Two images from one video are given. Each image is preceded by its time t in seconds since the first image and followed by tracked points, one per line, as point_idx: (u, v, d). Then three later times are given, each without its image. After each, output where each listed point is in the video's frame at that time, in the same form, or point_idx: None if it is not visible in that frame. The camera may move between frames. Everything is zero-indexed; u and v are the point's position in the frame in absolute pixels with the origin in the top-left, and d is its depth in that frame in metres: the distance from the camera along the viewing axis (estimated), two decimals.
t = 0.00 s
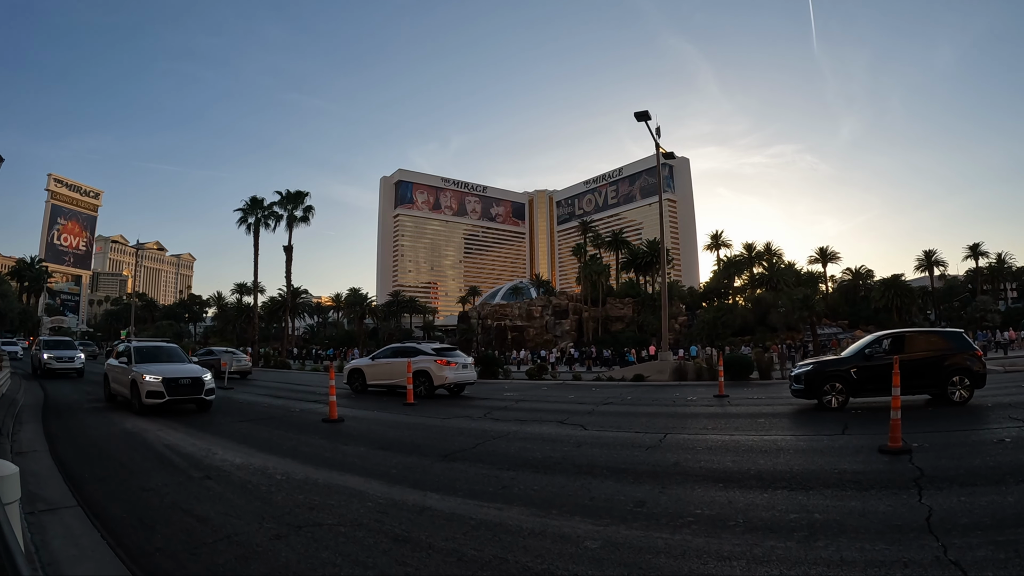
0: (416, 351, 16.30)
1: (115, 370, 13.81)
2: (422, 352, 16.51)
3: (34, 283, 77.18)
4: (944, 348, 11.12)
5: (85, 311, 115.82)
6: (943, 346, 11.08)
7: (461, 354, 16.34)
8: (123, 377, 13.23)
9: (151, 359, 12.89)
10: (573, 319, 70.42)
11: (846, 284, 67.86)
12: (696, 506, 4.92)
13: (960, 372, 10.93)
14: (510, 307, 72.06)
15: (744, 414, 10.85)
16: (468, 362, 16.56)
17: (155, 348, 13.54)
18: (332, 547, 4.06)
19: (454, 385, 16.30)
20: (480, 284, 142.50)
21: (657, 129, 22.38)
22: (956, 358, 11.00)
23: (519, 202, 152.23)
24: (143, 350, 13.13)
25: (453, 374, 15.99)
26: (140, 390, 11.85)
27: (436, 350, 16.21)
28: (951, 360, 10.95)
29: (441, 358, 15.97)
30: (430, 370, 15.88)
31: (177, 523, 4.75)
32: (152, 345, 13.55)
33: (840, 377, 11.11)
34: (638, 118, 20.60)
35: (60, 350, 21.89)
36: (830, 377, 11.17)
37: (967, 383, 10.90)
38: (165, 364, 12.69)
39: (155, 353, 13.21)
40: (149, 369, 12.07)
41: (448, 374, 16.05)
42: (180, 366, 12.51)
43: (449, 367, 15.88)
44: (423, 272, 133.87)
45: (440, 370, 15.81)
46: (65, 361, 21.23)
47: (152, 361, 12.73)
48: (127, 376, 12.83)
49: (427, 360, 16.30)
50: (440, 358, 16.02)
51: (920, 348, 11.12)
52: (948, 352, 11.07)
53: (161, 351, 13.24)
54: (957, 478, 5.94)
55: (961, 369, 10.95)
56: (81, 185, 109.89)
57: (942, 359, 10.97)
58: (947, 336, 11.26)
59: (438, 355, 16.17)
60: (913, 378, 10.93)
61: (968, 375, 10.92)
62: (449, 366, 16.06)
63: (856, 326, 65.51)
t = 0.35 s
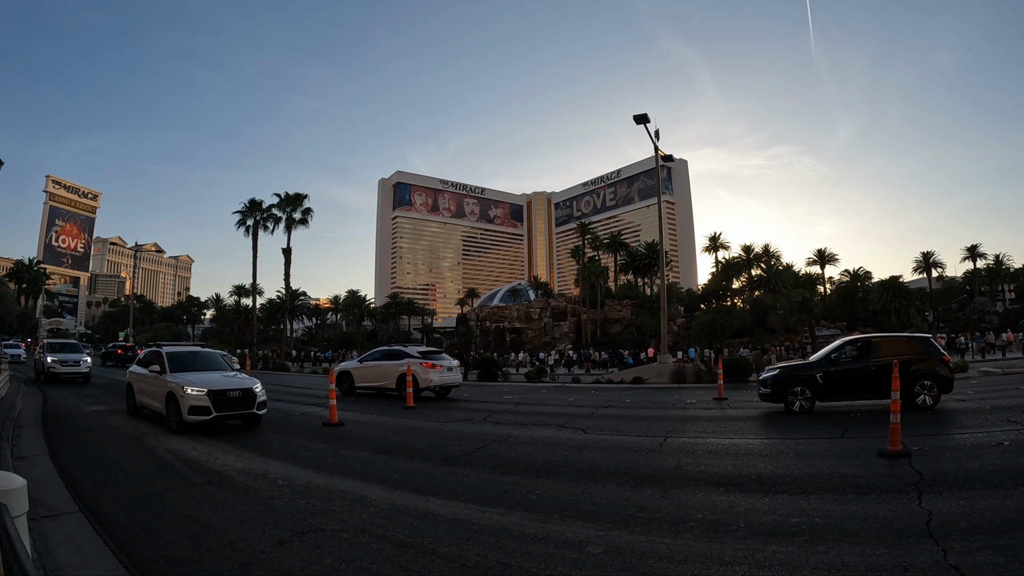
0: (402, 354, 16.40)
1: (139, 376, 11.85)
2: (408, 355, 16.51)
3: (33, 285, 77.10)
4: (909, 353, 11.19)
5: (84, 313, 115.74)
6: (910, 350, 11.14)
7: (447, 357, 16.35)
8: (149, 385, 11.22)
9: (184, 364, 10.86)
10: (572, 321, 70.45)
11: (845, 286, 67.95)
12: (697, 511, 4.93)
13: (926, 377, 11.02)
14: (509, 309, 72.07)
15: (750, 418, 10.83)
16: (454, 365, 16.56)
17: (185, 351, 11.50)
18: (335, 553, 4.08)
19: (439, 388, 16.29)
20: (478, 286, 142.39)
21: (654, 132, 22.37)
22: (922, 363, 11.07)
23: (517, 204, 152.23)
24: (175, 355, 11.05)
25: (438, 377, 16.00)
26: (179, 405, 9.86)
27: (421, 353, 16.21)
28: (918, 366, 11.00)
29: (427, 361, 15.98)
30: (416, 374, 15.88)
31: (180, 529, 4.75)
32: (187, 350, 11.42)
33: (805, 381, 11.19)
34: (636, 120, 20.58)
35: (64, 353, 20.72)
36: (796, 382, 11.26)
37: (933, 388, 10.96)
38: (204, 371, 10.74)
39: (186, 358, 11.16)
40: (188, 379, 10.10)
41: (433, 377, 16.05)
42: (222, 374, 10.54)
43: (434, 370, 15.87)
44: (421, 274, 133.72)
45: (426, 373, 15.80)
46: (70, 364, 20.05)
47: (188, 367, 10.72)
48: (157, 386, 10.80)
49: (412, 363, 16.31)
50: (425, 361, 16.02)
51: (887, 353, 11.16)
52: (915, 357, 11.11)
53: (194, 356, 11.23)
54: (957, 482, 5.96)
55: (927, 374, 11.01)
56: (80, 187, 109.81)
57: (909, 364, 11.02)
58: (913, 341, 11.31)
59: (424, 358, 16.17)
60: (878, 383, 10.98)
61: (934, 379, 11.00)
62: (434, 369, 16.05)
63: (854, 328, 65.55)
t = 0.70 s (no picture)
0: (387, 355, 16.46)
1: (177, 387, 9.57)
2: (392, 356, 16.57)
3: (30, 286, 76.80)
4: (875, 358, 11.22)
5: (81, 314, 115.32)
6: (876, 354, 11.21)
7: (431, 358, 16.45)
8: (194, 398, 8.96)
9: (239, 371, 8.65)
10: (569, 323, 70.48)
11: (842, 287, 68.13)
12: (695, 514, 4.91)
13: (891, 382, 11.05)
14: (506, 310, 72.08)
15: (766, 419, 10.82)
16: (436, 366, 16.66)
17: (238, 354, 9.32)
18: (331, 557, 4.05)
19: (422, 388, 16.38)
20: (475, 287, 142.33)
21: (652, 134, 22.40)
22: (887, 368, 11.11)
23: (514, 205, 152.31)
24: (228, 360, 8.88)
25: (420, 378, 16.09)
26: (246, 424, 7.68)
27: (405, 354, 16.27)
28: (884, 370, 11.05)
29: (410, 362, 16.04)
30: (399, 375, 15.95)
31: (175, 532, 4.71)
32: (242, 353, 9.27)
33: (772, 384, 11.34)
34: (633, 122, 20.60)
35: (68, 356, 19.36)
36: (761, 386, 11.43)
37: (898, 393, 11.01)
38: (267, 381, 8.57)
39: (241, 363, 8.98)
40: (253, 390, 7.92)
41: (416, 378, 16.12)
42: (291, 385, 8.36)
43: (417, 371, 15.96)
44: (418, 275, 133.51)
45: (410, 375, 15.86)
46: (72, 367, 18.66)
47: (249, 375, 8.54)
48: (207, 399, 8.55)
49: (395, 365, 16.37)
50: (409, 362, 16.09)
51: (853, 358, 11.23)
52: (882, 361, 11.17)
53: (250, 360, 9.07)
54: (955, 485, 5.94)
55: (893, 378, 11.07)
56: (78, 187, 109.58)
57: (875, 368, 11.07)
58: (879, 346, 11.35)
59: (408, 360, 16.23)
60: (843, 386, 11.07)
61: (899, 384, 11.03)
62: (417, 370, 16.13)
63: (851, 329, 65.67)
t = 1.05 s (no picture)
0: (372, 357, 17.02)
1: (248, 401, 7.41)
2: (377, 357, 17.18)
3: (28, 285, 76.58)
4: (841, 362, 11.19)
5: (78, 314, 114.98)
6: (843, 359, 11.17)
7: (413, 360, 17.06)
8: (280, 416, 6.82)
9: (346, 383, 6.66)
10: (567, 324, 70.62)
11: (840, 289, 68.44)
12: (692, 516, 4.92)
13: (857, 386, 10.98)
14: (503, 312, 72.15)
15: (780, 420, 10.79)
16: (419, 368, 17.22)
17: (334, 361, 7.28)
18: (329, 557, 4.06)
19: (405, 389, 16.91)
20: (473, 288, 142.34)
21: (651, 136, 22.46)
22: (853, 372, 11.08)
23: (513, 206, 152.37)
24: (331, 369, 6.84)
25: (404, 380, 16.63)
26: (380, 452, 5.64)
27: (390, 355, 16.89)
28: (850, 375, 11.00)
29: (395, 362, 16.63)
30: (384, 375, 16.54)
31: (173, 532, 4.72)
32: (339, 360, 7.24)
33: (736, 387, 11.56)
34: (632, 124, 20.65)
35: (74, 357, 17.81)
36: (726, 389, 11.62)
37: (864, 397, 10.94)
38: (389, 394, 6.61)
39: (344, 372, 6.92)
40: (383, 406, 5.90)
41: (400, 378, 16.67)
42: (425, 398, 6.45)
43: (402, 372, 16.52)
44: (416, 275, 133.44)
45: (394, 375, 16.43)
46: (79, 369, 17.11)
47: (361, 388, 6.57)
48: (307, 420, 6.43)
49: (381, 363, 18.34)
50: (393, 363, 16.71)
51: (819, 363, 11.25)
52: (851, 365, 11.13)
53: (355, 369, 7.07)
54: (950, 486, 5.97)
55: (858, 382, 11.00)
56: (76, 187, 109.32)
57: (841, 372, 11.06)
58: (847, 351, 11.30)
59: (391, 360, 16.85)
60: (805, 389, 11.12)
61: (865, 388, 10.96)
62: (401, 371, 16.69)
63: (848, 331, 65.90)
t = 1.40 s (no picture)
0: (356, 356, 18.11)
1: (390, 422, 5.67)
2: (360, 357, 18.31)
3: (24, 285, 76.32)
4: (809, 365, 11.27)
5: (75, 315, 114.65)
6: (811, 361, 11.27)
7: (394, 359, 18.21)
8: (456, 440, 5.24)
9: (546, 390, 5.30)
10: (564, 325, 70.53)
11: (837, 290, 68.56)
12: (689, 517, 4.94)
13: (824, 389, 11.10)
14: (501, 313, 72.08)
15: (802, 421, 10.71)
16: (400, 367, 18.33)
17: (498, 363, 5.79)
18: (328, 558, 4.05)
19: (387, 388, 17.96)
20: (471, 289, 142.26)
21: (649, 137, 22.49)
22: (819, 374, 11.17)
23: (510, 207, 152.46)
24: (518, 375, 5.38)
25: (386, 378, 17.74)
26: (658, 480, 4.39)
27: (373, 356, 18.08)
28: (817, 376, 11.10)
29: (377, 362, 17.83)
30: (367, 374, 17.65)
31: (171, 532, 4.70)
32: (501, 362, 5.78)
33: (704, 389, 11.66)
34: (630, 125, 20.65)
35: (79, 358, 16.52)
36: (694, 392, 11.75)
37: (829, 399, 11.06)
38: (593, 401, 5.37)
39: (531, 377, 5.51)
40: (635, 421, 4.66)
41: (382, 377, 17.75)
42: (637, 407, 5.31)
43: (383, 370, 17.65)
44: (413, 276, 133.23)
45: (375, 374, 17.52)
46: (85, 373, 15.86)
47: (569, 397, 5.26)
48: (515, 445, 4.91)
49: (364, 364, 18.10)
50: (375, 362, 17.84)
51: (785, 366, 11.32)
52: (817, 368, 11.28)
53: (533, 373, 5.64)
54: (947, 487, 6.00)
55: (823, 385, 11.14)
56: (73, 187, 109.04)
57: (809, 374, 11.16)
58: (815, 353, 11.38)
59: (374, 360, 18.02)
60: (773, 392, 11.19)
61: (831, 391, 11.09)
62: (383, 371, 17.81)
63: (846, 333, 66.02)
